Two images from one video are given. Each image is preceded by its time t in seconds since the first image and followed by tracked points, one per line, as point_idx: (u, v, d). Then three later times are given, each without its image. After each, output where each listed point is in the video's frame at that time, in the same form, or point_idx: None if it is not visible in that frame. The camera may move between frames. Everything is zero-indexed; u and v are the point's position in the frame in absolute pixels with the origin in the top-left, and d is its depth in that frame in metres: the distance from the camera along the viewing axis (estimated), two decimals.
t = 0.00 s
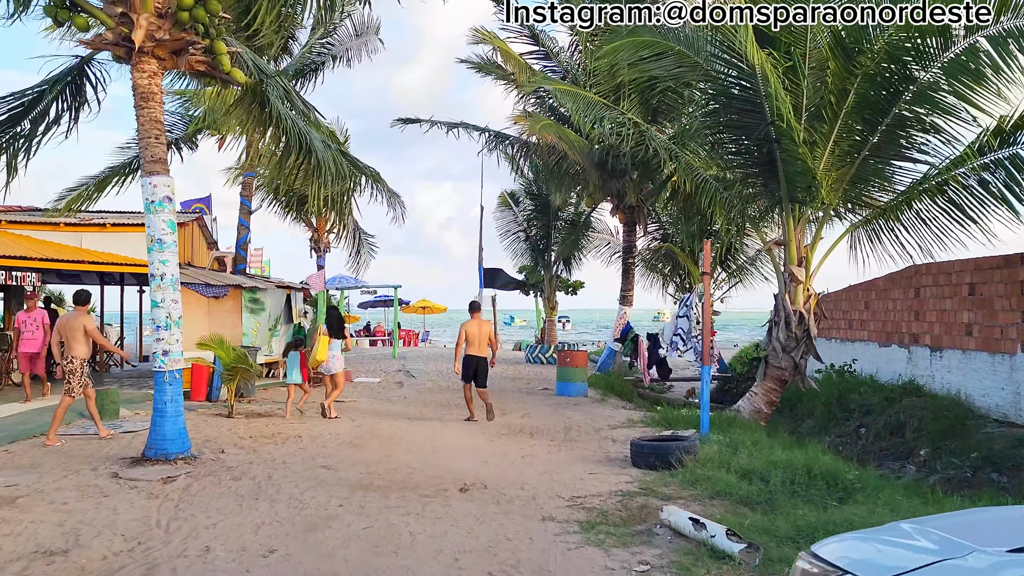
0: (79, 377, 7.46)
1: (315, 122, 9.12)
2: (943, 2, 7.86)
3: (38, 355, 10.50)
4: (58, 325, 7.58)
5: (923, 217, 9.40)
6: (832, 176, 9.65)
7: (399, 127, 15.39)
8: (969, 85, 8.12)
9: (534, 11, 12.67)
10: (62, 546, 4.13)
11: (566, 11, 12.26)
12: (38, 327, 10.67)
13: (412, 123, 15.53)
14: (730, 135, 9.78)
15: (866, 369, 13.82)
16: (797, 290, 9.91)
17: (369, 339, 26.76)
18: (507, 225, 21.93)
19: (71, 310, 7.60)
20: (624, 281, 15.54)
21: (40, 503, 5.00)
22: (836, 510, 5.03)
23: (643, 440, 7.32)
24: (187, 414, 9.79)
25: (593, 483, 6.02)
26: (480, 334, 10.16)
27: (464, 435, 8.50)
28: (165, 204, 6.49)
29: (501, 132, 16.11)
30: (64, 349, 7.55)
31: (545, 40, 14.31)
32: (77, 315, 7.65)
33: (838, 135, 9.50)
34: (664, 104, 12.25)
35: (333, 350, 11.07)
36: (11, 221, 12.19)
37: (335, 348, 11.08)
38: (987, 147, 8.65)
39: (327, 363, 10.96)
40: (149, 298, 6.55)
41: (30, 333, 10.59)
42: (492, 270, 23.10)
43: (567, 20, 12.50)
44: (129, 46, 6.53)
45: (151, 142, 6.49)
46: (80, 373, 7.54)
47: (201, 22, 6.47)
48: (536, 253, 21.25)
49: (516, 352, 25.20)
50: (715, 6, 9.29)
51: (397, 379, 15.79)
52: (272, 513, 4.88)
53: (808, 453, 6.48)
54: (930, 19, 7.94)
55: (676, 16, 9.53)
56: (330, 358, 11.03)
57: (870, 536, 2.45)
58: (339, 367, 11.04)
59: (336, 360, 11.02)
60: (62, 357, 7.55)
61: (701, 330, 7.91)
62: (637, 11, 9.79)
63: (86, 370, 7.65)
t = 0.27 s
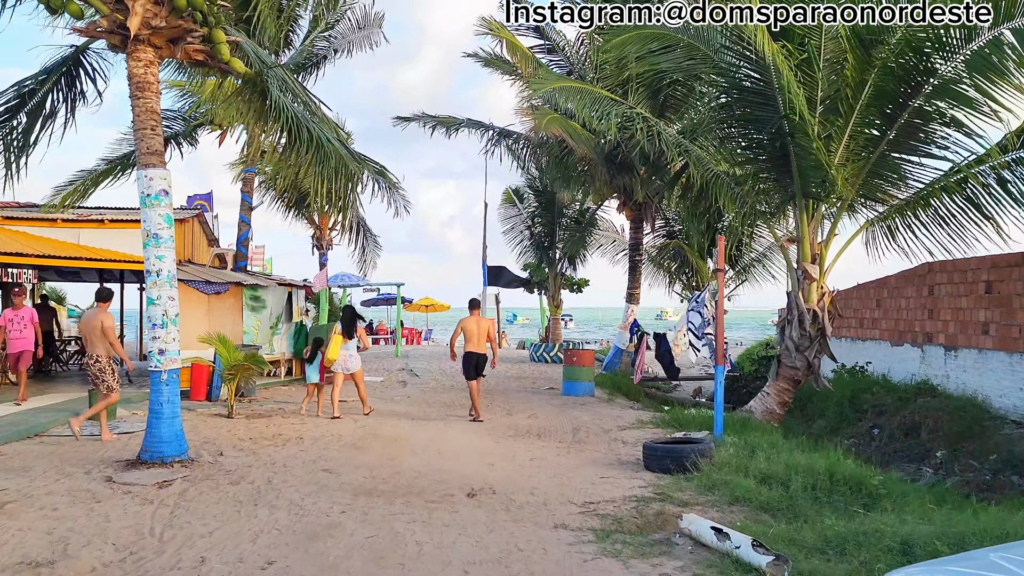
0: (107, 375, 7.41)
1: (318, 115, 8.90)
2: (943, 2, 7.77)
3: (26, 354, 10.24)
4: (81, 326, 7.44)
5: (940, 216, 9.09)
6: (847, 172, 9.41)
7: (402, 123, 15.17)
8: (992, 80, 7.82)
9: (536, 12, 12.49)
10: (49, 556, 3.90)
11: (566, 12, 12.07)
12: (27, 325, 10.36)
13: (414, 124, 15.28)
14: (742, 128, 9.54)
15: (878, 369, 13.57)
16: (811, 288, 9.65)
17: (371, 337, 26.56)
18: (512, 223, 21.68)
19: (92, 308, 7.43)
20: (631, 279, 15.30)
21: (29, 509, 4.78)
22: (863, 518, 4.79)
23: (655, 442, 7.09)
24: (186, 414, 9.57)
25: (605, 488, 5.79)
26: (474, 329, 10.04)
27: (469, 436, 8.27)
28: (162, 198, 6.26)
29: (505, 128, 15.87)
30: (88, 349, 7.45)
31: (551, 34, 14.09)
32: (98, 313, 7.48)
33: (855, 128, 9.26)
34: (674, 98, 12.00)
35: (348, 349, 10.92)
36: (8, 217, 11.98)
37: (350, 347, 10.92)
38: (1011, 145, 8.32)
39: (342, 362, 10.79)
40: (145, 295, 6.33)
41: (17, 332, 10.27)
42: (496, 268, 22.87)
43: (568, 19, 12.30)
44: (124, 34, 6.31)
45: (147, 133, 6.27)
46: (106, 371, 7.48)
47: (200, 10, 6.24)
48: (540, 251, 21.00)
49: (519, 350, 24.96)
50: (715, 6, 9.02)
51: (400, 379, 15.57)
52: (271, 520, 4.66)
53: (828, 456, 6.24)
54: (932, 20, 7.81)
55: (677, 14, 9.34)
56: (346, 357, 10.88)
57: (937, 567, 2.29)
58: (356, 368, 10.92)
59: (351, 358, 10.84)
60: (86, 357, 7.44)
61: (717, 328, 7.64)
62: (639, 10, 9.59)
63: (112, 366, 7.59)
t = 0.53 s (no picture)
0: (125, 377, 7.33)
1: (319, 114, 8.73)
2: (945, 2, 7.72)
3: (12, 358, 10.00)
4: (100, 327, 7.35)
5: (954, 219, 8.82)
6: (860, 171, 9.19)
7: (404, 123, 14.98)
8: (1011, 77, 7.50)
9: (536, 11, 12.30)
10: None
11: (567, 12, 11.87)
12: (11, 328, 10.09)
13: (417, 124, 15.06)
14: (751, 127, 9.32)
15: (888, 372, 13.34)
16: (822, 291, 9.45)
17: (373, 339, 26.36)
18: (514, 223, 21.48)
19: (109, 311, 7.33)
20: (636, 281, 15.08)
21: (14, 525, 4.57)
22: (885, 534, 4.57)
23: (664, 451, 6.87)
24: (183, 419, 9.37)
25: (615, 500, 5.57)
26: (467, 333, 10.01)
27: (473, 443, 8.06)
28: (155, 198, 6.04)
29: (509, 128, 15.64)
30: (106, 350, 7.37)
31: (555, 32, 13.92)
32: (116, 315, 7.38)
33: (868, 127, 9.05)
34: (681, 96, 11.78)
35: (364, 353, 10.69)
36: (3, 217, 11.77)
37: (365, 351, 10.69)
38: None
39: (358, 367, 10.58)
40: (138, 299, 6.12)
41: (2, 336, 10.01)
42: (498, 269, 22.65)
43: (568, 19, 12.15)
44: (117, 29, 6.10)
45: (140, 132, 6.05)
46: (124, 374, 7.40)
47: (195, 3, 6.04)
48: (543, 252, 20.81)
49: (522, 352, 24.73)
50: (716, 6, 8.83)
51: (402, 382, 15.35)
52: (266, 536, 4.44)
53: (845, 466, 6.02)
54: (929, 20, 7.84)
55: (677, 14, 9.08)
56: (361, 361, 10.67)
57: None
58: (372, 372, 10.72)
59: (367, 363, 10.66)
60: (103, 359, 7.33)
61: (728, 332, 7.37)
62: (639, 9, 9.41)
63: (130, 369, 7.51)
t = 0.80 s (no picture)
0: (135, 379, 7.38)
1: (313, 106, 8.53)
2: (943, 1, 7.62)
3: None
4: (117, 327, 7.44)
5: (966, 216, 8.55)
6: (869, 166, 8.95)
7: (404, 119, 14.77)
8: None
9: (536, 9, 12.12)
10: None
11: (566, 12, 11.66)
12: None
13: (416, 121, 14.83)
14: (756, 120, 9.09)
15: (895, 372, 13.10)
16: (830, 289, 9.21)
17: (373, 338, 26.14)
18: (515, 222, 21.25)
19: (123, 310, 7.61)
20: (638, 279, 14.85)
21: None
22: (904, 543, 4.34)
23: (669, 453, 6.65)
24: (175, 420, 9.15)
25: (618, 505, 5.35)
26: (458, 330, 10.17)
27: (472, 445, 7.83)
28: (141, 192, 5.82)
29: (509, 125, 15.41)
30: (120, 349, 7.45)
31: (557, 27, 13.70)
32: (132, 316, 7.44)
33: (877, 121, 8.80)
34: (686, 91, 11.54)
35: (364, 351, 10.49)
36: None
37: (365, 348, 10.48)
38: None
39: (356, 364, 10.30)
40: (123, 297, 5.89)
41: None
42: (499, 267, 22.43)
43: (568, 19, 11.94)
44: (101, 17, 5.85)
45: (125, 123, 5.81)
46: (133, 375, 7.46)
47: None
48: (544, 251, 20.60)
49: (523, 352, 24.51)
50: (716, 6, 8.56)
51: (401, 382, 15.14)
52: (252, 545, 4.23)
53: (857, 470, 5.79)
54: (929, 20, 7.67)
55: (678, 15, 8.79)
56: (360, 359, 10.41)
57: None
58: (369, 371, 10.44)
59: (366, 360, 10.38)
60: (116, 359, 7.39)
61: (734, 332, 7.12)
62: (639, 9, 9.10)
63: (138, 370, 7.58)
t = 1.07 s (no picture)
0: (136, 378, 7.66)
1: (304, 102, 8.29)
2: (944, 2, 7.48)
3: None
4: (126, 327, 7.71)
5: (977, 214, 8.28)
6: (876, 163, 8.68)
7: (401, 118, 14.52)
8: None
9: (533, 12, 11.94)
10: None
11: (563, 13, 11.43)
12: None
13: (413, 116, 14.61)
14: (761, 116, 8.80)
15: (901, 375, 12.84)
16: (836, 290, 8.92)
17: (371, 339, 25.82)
18: (515, 222, 20.99)
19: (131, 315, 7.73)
20: (639, 280, 14.60)
21: None
22: (923, 562, 4.08)
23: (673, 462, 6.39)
24: (163, 426, 8.90)
25: (619, 518, 5.10)
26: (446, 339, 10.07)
27: (468, 453, 7.57)
28: (120, 190, 5.58)
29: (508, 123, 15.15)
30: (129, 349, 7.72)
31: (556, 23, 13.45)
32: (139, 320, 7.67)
33: (885, 116, 8.54)
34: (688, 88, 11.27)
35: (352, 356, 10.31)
36: None
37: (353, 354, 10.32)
38: None
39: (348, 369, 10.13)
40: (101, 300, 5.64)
41: None
42: (499, 269, 22.18)
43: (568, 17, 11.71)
44: (77, 8, 5.60)
45: (104, 119, 5.55)
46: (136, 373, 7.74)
47: None
48: (544, 251, 20.34)
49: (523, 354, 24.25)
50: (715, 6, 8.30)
51: (398, 385, 14.88)
52: (230, 564, 3.97)
53: (870, 480, 5.53)
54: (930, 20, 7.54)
55: (678, 14, 8.48)
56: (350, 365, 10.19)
57: None
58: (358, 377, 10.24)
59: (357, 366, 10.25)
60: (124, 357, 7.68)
61: (738, 337, 6.86)
62: (639, 9, 8.71)
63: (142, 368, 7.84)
